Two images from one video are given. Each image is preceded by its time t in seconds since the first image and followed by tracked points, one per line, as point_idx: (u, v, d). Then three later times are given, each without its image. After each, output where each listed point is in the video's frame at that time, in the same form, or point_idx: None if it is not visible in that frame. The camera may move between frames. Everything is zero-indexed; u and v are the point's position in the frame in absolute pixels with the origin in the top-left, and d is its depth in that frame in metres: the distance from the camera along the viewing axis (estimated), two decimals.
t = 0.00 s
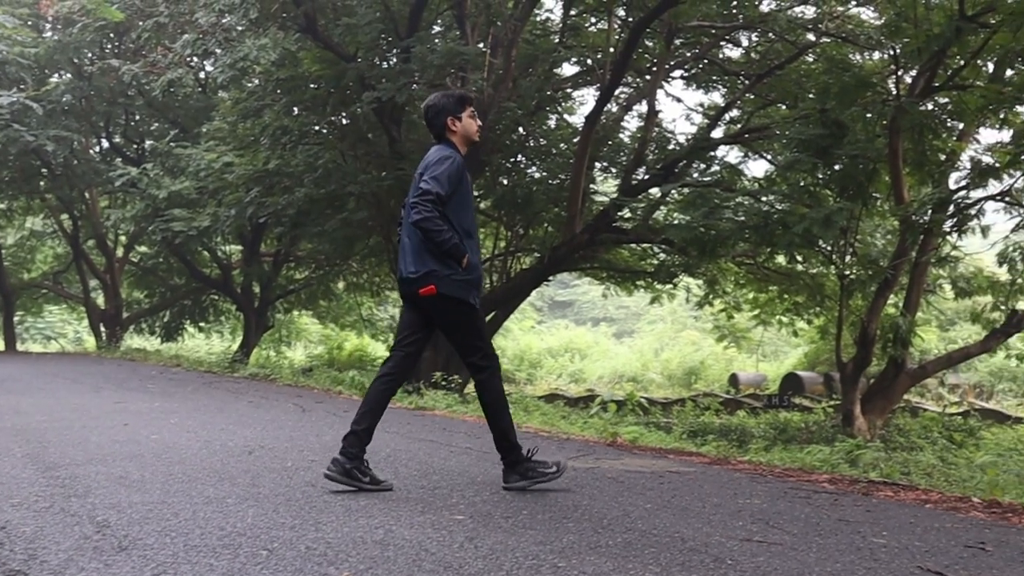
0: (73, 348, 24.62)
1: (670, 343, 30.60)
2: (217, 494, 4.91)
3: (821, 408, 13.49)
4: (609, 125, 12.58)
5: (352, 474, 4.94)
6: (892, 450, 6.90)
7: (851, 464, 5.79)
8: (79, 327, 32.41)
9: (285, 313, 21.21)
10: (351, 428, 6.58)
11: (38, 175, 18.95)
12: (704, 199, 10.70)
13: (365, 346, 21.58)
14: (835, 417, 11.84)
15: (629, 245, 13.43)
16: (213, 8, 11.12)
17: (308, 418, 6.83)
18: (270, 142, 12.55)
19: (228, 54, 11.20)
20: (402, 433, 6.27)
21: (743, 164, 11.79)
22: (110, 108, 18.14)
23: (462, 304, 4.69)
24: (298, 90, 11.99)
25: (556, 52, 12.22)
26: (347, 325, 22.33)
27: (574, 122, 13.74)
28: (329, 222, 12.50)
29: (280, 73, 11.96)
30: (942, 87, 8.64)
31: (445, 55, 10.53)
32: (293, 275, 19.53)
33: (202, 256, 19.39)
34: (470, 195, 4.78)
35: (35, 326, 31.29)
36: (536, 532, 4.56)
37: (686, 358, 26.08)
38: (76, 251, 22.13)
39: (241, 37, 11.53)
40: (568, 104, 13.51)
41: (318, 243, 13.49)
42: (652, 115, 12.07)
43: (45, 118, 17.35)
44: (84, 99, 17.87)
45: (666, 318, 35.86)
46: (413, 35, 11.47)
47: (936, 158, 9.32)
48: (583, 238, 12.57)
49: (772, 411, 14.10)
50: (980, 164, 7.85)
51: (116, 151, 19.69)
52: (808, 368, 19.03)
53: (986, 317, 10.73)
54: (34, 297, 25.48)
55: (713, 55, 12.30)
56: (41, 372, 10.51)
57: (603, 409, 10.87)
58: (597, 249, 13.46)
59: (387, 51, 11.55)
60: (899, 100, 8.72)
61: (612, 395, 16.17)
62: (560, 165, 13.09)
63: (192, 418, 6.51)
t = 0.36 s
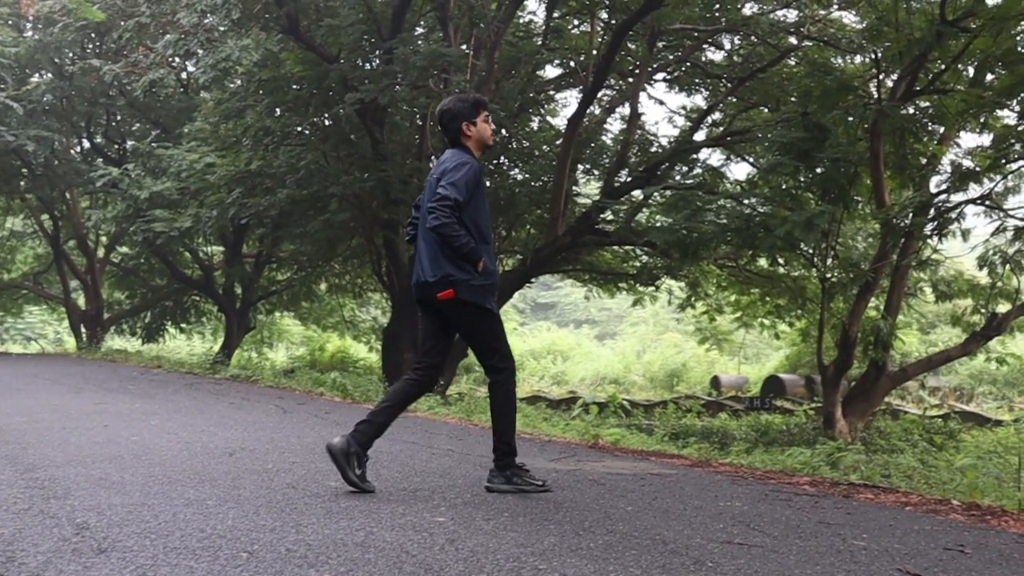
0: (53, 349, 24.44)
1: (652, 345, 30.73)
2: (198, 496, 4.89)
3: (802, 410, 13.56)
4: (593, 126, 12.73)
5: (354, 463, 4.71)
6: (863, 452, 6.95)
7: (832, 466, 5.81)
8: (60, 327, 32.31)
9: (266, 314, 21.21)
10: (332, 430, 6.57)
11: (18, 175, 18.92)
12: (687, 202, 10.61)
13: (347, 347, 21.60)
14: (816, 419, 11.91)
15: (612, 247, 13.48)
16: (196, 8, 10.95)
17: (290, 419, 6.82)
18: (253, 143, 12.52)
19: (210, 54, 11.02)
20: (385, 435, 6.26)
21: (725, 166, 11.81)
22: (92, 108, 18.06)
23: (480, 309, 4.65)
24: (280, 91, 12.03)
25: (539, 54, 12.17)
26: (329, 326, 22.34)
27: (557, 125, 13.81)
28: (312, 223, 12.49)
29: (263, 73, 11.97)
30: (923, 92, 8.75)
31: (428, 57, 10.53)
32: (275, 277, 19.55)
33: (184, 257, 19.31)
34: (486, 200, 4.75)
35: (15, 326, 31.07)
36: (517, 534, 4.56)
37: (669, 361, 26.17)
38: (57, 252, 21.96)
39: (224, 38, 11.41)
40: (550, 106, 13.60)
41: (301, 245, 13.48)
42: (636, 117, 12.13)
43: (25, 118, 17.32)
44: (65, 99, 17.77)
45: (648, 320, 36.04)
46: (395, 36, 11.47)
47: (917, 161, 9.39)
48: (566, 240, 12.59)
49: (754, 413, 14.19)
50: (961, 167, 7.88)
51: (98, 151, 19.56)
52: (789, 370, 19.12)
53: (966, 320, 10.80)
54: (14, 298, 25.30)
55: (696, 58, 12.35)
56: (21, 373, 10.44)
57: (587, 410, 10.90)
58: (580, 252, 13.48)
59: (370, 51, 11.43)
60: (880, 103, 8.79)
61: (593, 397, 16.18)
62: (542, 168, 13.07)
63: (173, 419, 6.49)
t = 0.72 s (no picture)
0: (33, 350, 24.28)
1: (635, 348, 30.84)
2: (176, 497, 4.87)
3: (782, 412, 13.62)
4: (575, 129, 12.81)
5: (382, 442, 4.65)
6: (840, 454, 6.99)
7: (812, 469, 5.84)
8: (39, 327, 32.17)
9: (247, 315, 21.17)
10: (312, 430, 6.56)
11: None
12: (669, 204, 10.66)
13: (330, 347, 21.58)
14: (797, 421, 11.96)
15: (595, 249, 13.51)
16: (178, 7, 10.81)
17: (271, 419, 6.81)
18: (235, 143, 12.48)
19: (192, 53, 10.88)
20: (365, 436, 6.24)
21: (707, 169, 11.76)
22: (73, 107, 17.99)
23: (493, 310, 4.63)
24: (263, 91, 12.12)
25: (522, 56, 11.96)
26: (310, 327, 22.32)
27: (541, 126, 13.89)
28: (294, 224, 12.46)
29: (245, 73, 12.02)
30: (905, 95, 8.70)
31: (411, 58, 10.54)
32: (257, 277, 19.52)
33: (166, 256, 19.21)
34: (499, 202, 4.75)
35: None
36: (498, 536, 4.55)
37: (650, 363, 26.24)
38: (37, 252, 21.81)
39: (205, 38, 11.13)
40: (535, 108, 13.68)
41: (283, 245, 13.45)
42: (617, 120, 12.13)
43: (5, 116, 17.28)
44: (46, 97, 17.70)
45: (630, 322, 36.19)
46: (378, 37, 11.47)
47: (897, 165, 9.39)
48: (549, 242, 12.57)
49: (734, 416, 14.27)
50: (942, 172, 7.92)
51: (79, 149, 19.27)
52: (769, 372, 19.22)
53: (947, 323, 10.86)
54: None
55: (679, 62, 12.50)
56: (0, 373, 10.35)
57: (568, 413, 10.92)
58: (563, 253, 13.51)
59: (353, 52, 11.46)
60: (862, 107, 8.72)
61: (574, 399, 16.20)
62: (525, 168, 13.32)
63: (153, 419, 6.47)
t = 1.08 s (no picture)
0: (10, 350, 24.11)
1: (614, 350, 30.99)
2: (152, 497, 4.85)
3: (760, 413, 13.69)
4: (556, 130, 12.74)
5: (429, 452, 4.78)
6: (817, 456, 7.03)
7: (789, 472, 5.80)
8: (16, 326, 31.98)
9: (226, 315, 21.12)
10: (290, 431, 6.55)
11: None
12: (650, 207, 10.87)
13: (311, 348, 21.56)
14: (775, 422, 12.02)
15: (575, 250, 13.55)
16: (158, 6, 10.79)
17: (248, 420, 6.80)
18: (215, 143, 12.45)
19: (172, 53, 10.91)
20: (342, 438, 6.23)
21: (687, 171, 11.92)
22: (52, 105, 17.90)
23: (495, 305, 4.70)
24: (243, 91, 11.93)
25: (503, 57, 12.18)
26: (290, 327, 22.30)
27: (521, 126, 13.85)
28: (273, 224, 12.44)
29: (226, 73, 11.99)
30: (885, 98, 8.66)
31: (392, 59, 10.55)
32: (237, 277, 19.48)
33: (145, 256, 19.12)
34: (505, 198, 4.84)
35: None
36: (476, 537, 4.54)
37: (631, 364, 26.36)
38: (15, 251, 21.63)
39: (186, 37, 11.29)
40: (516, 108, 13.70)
41: (263, 245, 13.42)
42: (598, 121, 12.16)
43: None
44: (25, 96, 17.62)
45: (610, 324, 36.41)
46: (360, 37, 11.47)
47: (877, 168, 9.42)
48: (530, 243, 12.59)
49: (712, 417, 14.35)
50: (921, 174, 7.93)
51: (58, 150, 19.23)
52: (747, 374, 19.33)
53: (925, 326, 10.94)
54: None
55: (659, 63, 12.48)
56: None
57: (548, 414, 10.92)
58: (544, 253, 13.51)
59: (334, 52, 11.45)
60: (842, 110, 8.74)
61: (555, 400, 16.23)
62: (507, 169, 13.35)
63: (130, 420, 6.45)
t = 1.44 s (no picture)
0: None
1: (588, 351, 31.17)
2: (123, 497, 4.84)
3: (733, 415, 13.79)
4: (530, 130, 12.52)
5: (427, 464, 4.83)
6: (791, 457, 7.07)
7: (762, 471, 5.90)
8: None
9: (199, 314, 21.09)
10: (263, 431, 6.53)
11: None
12: (625, 208, 10.82)
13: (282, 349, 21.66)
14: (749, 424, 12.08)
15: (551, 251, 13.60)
16: (132, 5, 11.01)
17: (221, 420, 6.79)
18: (189, 142, 12.45)
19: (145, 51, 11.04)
20: (314, 438, 6.23)
21: (663, 172, 11.90)
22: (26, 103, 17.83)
23: (486, 300, 4.82)
24: (218, 90, 12.06)
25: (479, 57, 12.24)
26: (264, 327, 22.39)
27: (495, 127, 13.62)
28: (247, 223, 12.43)
29: (200, 72, 12.02)
30: (858, 101, 8.81)
31: (368, 59, 10.57)
32: (210, 277, 19.42)
33: (119, 255, 18.99)
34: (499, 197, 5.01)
35: None
36: (448, 537, 4.54)
37: (605, 366, 26.52)
38: None
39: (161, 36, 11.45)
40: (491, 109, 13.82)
41: (237, 245, 13.41)
42: (574, 122, 12.22)
43: None
44: None
45: (584, 323, 36.65)
46: (335, 37, 11.50)
47: (852, 171, 9.38)
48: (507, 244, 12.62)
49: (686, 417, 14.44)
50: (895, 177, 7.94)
51: (31, 147, 18.82)
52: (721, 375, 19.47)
53: (897, 327, 11.02)
54: None
55: (635, 65, 12.51)
56: None
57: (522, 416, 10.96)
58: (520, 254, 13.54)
59: (309, 52, 11.49)
60: (815, 112, 8.86)
61: (532, 400, 16.27)
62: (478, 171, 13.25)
63: (102, 420, 6.44)
